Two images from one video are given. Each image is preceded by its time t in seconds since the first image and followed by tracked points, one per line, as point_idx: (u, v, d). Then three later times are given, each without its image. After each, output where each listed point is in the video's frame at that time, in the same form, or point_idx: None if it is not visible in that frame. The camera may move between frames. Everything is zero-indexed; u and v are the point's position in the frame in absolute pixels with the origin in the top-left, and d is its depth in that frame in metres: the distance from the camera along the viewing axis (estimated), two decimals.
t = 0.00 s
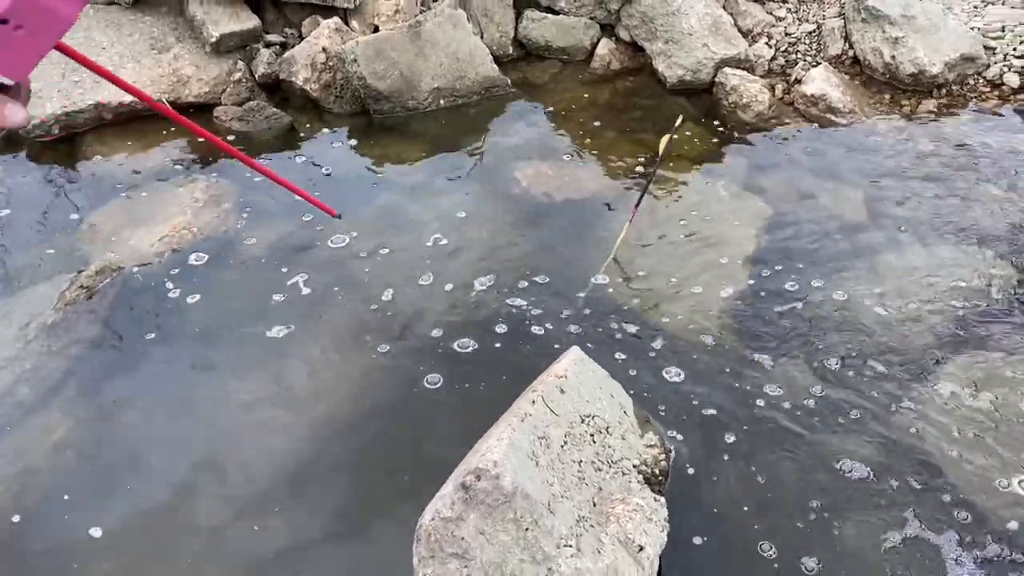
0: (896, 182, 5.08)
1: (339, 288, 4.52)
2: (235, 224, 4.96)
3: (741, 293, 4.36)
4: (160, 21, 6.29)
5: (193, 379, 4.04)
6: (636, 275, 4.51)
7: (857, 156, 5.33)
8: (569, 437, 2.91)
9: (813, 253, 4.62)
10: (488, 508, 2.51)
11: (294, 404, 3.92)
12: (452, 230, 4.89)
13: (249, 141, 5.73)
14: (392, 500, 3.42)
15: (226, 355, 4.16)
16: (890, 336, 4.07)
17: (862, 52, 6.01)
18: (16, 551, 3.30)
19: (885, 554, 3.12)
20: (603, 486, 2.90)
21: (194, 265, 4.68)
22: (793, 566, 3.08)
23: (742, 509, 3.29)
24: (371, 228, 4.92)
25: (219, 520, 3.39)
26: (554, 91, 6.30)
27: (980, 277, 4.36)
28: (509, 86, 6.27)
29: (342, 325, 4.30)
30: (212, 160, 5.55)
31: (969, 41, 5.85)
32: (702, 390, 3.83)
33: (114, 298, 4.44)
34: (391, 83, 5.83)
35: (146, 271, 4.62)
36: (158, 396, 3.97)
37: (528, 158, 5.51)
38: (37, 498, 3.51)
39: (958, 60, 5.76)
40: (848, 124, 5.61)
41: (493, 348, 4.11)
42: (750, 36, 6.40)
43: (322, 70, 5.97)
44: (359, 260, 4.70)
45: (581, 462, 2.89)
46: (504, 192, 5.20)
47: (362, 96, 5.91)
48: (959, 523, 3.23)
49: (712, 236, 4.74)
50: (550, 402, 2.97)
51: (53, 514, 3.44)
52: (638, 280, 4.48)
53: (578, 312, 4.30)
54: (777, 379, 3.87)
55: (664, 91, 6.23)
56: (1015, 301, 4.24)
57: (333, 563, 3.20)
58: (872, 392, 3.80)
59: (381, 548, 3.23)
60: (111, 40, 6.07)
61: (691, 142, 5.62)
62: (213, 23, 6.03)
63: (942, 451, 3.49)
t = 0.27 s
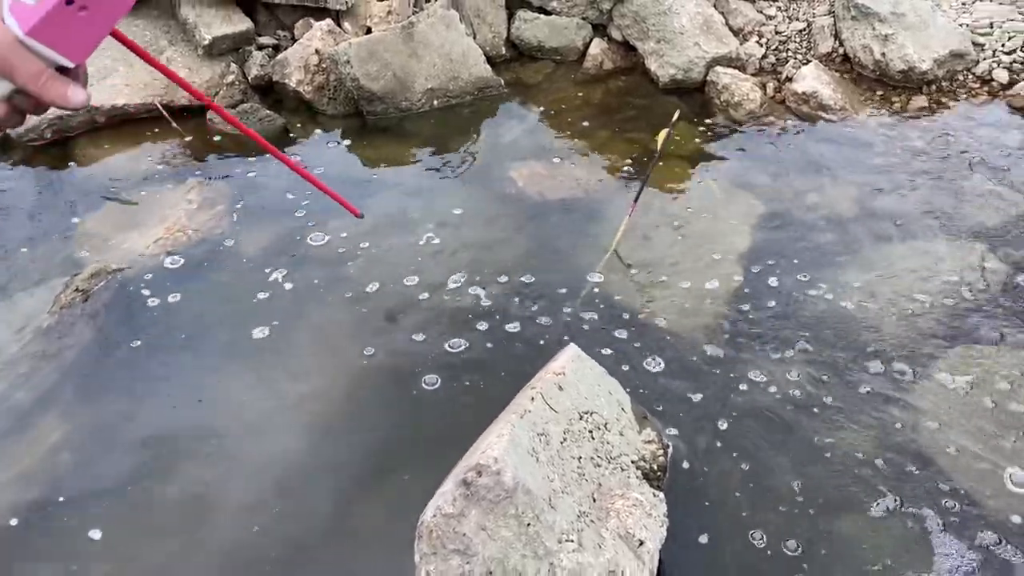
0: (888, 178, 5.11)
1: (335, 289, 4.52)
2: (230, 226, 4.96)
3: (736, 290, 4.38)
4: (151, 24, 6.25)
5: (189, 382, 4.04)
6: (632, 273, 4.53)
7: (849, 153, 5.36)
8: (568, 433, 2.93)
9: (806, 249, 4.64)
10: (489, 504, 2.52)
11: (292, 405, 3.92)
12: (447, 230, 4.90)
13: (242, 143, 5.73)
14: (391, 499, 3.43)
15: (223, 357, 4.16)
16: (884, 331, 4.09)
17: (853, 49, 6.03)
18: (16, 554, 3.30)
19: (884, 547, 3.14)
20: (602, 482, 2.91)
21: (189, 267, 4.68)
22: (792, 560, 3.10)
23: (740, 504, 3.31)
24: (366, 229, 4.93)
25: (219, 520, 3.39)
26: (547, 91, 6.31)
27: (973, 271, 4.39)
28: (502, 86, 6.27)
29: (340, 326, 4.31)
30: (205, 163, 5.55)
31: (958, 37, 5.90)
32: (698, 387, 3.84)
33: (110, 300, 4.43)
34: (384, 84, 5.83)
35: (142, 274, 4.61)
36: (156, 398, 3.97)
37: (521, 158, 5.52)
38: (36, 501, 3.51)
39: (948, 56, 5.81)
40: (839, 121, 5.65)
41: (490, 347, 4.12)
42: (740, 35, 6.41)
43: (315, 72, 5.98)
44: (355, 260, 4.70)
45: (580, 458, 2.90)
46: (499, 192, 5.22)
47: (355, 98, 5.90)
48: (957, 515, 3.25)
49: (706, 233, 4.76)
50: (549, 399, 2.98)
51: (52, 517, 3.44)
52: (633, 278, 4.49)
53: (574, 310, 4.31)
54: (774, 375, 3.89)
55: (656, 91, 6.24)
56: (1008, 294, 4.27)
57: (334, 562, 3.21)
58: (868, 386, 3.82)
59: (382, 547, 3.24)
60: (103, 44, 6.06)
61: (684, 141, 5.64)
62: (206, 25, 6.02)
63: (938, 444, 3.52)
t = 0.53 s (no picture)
0: (871, 182, 5.08)
1: (312, 300, 4.45)
2: (205, 237, 4.89)
3: (719, 297, 4.33)
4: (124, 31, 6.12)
5: (161, 397, 3.96)
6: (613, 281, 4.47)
7: (832, 158, 5.32)
8: (545, 448, 2.86)
9: (789, 255, 4.59)
10: (461, 524, 2.45)
11: (267, 419, 3.84)
12: (426, 239, 4.83)
13: (218, 150, 5.68)
14: (366, 515, 3.35)
15: (197, 371, 4.09)
16: (868, 338, 4.04)
17: (835, 53, 6.00)
18: None
19: (869, 559, 3.08)
20: (580, 497, 2.85)
21: (163, 279, 4.60)
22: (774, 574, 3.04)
23: (723, 517, 3.25)
24: (343, 239, 4.85)
25: (189, 539, 3.31)
26: (528, 97, 6.26)
27: (957, 277, 4.35)
28: (482, 92, 6.22)
29: (316, 338, 4.23)
30: (181, 173, 5.48)
31: (940, 40, 5.86)
32: (680, 396, 3.78)
33: (81, 314, 4.35)
34: (363, 91, 5.77)
35: (114, 288, 4.53)
36: (128, 413, 3.89)
37: (501, 166, 5.46)
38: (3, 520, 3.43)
39: (931, 60, 5.77)
40: (822, 126, 5.61)
41: (469, 358, 4.05)
42: (722, 40, 6.39)
43: (292, 80, 5.89)
44: (332, 271, 4.63)
45: (557, 473, 2.84)
46: (479, 200, 5.16)
47: (333, 106, 5.84)
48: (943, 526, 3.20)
49: (688, 240, 4.71)
50: (526, 413, 2.92)
51: (19, 536, 3.36)
52: (615, 286, 4.42)
53: (555, 319, 4.25)
54: (756, 384, 3.83)
55: (638, 96, 6.20)
56: (992, 300, 4.23)
57: None
58: (852, 394, 3.76)
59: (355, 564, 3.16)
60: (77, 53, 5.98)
61: (665, 147, 5.59)
62: (181, 33, 5.94)
63: (924, 453, 3.46)
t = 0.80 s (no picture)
0: (854, 189, 5.04)
1: (288, 313, 4.38)
2: (181, 250, 4.82)
3: (701, 306, 4.28)
4: (102, 41, 6.10)
5: (134, 414, 3.89)
6: (594, 291, 4.41)
7: (815, 164, 5.29)
8: (521, 467, 2.81)
9: (772, 264, 4.55)
10: (429, 551, 2.41)
11: (242, 435, 3.77)
12: (405, 250, 4.78)
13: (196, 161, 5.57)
14: (340, 533, 3.28)
15: (172, 386, 4.01)
16: (851, 347, 4.00)
17: (818, 58, 5.95)
18: None
19: None
20: (556, 517, 2.80)
21: (138, 293, 4.53)
22: None
23: (703, 532, 3.19)
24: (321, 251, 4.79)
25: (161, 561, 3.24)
26: (510, 104, 6.21)
27: (941, 285, 4.31)
28: (463, 100, 6.16)
29: (292, 352, 4.16)
30: (158, 184, 5.41)
31: (923, 45, 5.83)
32: (660, 409, 3.73)
33: (53, 330, 4.29)
34: (341, 100, 5.70)
35: (88, 302, 4.47)
36: (100, 430, 3.82)
37: (481, 175, 5.41)
38: None
39: (913, 64, 5.74)
40: (806, 132, 5.57)
41: (447, 371, 3.99)
42: (705, 45, 6.35)
43: (270, 89, 5.83)
44: (310, 283, 4.57)
45: (533, 493, 2.79)
46: (459, 209, 5.10)
47: (312, 115, 5.79)
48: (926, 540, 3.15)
49: (671, 248, 4.66)
50: (502, 430, 2.86)
51: None
52: (596, 297, 4.36)
53: (534, 330, 4.18)
54: (738, 395, 3.78)
55: (622, 102, 6.14)
56: (976, 307, 4.19)
57: None
58: (835, 406, 3.71)
59: None
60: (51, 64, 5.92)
61: (647, 155, 5.54)
62: (157, 43, 5.88)
63: (907, 465, 3.41)
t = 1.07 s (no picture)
0: (839, 189, 5.04)
1: (272, 319, 4.37)
2: (164, 257, 4.79)
3: (686, 307, 4.28)
4: (85, 48, 6.11)
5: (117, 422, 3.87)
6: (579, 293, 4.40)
7: (799, 164, 5.29)
8: (504, 474, 2.80)
9: (757, 264, 4.55)
10: (410, 563, 2.39)
11: (226, 444, 3.75)
12: (390, 254, 4.76)
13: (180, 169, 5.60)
14: (322, 542, 3.26)
15: (155, 394, 3.99)
16: (835, 348, 4.00)
17: (803, 58, 5.97)
18: None
19: None
20: (540, 524, 2.78)
21: (121, 301, 4.52)
22: None
23: (686, 536, 3.18)
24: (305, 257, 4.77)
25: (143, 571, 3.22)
26: (495, 107, 6.20)
27: (925, 284, 4.32)
28: (448, 103, 6.18)
29: (276, 358, 4.13)
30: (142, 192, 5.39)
31: (907, 43, 5.83)
32: (645, 412, 3.72)
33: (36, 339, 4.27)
34: (325, 105, 5.68)
35: (70, 311, 4.45)
36: (83, 439, 3.80)
37: (465, 179, 5.39)
38: None
39: (898, 63, 5.73)
40: (790, 132, 5.58)
41: (432, 376, 3.97)
42: (689, 46, 6.35)
43: (254, 95, 5.81)
44: (294, 289, 4.55)
45: (517, 500, 2.77)
46: (444, 213, 5.09)
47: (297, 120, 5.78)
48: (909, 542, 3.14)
49: (655, 250, 4.66)
50: (485, 438, 2.85)
51: None
52: (581, 300, 4.35)
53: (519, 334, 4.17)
54: (723, 397, 3.78)
55: (606, 104, 6.15)
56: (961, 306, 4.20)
57: None
58: (819, 407, 3.71)
59: None
60: (33, 72, 5.90)
61: (632, 157, 5.54)
62: (140, 49, 5.87)
63: (891, 467, 3.41)
